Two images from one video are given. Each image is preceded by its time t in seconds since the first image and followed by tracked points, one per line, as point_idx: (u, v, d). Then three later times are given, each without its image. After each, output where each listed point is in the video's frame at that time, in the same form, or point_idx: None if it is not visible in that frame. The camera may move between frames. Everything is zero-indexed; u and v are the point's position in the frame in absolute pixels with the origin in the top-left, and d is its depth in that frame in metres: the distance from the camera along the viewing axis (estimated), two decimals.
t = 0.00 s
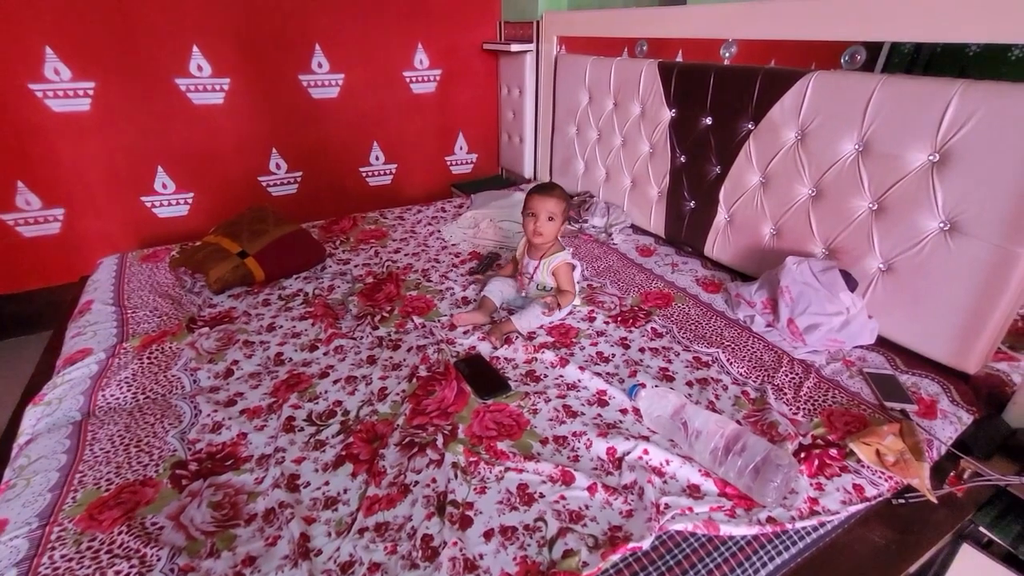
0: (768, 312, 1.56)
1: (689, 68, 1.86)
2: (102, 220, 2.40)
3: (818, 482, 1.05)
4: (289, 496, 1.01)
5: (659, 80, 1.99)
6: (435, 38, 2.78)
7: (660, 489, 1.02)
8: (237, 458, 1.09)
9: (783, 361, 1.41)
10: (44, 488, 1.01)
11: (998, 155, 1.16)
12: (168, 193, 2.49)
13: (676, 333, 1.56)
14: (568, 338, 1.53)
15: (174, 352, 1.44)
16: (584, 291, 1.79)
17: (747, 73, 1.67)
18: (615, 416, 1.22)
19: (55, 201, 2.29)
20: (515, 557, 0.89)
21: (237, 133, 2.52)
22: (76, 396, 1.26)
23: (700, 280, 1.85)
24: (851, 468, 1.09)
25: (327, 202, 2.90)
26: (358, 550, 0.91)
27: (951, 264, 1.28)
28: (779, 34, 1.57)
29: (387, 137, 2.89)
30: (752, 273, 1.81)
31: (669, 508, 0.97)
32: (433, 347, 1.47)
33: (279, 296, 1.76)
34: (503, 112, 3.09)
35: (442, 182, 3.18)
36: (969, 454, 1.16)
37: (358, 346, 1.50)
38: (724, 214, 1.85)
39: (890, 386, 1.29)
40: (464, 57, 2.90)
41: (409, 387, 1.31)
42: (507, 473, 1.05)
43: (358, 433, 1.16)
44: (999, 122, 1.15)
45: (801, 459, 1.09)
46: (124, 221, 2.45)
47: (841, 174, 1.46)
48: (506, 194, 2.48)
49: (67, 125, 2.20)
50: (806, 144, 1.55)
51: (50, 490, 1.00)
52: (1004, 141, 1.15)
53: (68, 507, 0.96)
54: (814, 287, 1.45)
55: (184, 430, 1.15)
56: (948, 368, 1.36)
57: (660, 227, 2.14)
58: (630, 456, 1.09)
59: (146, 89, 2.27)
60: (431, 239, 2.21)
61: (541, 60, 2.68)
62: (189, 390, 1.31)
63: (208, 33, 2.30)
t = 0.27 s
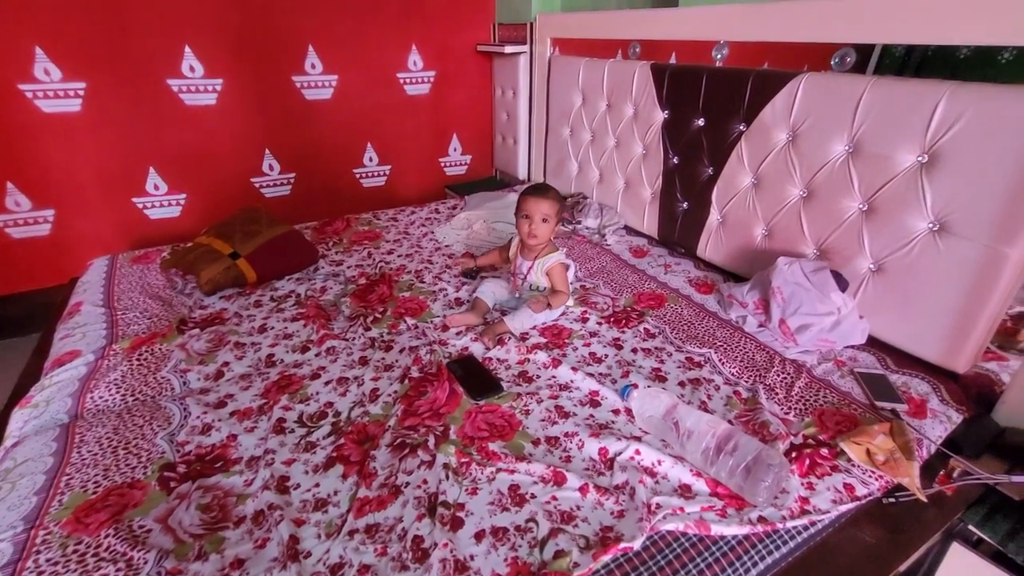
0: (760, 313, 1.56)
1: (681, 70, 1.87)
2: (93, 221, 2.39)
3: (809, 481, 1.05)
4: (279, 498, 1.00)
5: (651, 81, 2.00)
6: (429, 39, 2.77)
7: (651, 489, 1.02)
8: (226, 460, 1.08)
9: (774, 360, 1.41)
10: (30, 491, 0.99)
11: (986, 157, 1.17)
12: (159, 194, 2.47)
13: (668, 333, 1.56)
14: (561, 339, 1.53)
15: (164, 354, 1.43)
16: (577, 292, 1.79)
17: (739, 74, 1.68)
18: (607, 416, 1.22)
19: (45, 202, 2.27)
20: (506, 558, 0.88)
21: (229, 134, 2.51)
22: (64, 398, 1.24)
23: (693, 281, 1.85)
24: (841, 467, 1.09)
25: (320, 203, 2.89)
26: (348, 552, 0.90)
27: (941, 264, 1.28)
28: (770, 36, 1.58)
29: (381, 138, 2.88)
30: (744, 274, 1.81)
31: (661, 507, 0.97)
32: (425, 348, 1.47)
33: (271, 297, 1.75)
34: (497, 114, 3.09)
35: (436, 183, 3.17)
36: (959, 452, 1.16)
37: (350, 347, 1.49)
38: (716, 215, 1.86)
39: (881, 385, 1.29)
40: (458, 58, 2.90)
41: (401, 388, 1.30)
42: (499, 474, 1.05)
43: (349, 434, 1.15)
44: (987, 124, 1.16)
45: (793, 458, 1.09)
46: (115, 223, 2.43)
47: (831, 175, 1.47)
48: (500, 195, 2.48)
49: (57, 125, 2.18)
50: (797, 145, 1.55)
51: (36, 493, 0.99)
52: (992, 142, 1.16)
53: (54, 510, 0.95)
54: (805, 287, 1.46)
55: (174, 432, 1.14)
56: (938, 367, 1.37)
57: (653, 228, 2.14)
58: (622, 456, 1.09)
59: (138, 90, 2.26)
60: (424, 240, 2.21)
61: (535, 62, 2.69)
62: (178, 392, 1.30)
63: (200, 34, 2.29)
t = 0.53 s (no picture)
0: (755, 312, 1.56)
1: (675, 68, 1.86)
2: (84, 223, 2.36)
3: (805, 481, 1.04)
4: (269, 502, 0.98)
5: (646, 80, 1.99)
6: (422, 39, 2.76)
7: (647, 490, 1.01)
8: (215, 464, 1.06)
9: (770, 359, 1.40)
10: (14, 496, 0.98)
11: (981, 153, 1.17)
12: (151, 195, 2.45)
13: (663, 332, 1.55)
14: (556, 339, 1.52)
15: (153, 356, 1.41)
16: (572, 292, 1.78)
17: (733, 72, 1.67)
18: (602, 416, 1.21)
19: (35, 204, 2.25)
20: (499, 561, 0.87)
21: (222, 134, 2.49)
22: (51, 402, 1.23)
23: (688, 280, 1.84)
24: (838, 466, 1.08)
25: (314, 204, 2.87)
26: (339, 557, 0.89)
27: (935, 262, 1.28)
28: (764, 34, 1.57)
29: (375, 138, 2.87)
30: (739, 273, 1.81)
31: (656, 509, 0.96)
32: (419, 349, 1.45)
33: (263, 299, 1.73)
34: (492, 114, 3.08)
35: (431, 184, 3.16)
36: (955, 451, 1.16)
37: (343, 348, 1.47)
38: (711, 214, 1.85)
39: (877, 384, 1.29)
40: (452, 58, 2.89)
41: (394, 389, 1.29)
42: (492, 476, 1.03)
43: (341, 437, 1.14)
44: (981, 120, 1.15)
45: (788, 458, 1.08)
46: (106, 224, 2.41)
47: (825, 173, 1.47)
48: (495, 195, 2.47)
49: (47, 126, 2.16)
50: (791, 143, 1.55)
51: (21, 499, 0.97)
52: (986, 138, 1.15)
53: (39, 516, 0.94)
54: (800, 285, 1.45)
55: (162, 435, 1.13)
56: (933, 365, 1.37)
57: (648, 227, 2.14)
58: (617, 456, 1.08)
59: (129, 90, 2.24)
60: (418, 240, 2.20)
61: (529, 61, 2.68)
62: (168, 395, 1.28)
63: (192, 33, 2.27)
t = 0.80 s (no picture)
0: (751, 314, 1.56)
1: (670, 72, 1.87)
2: (79, 229, 2.36)
3: (801, 483, 1.05)
4: (265, 509, 0.98)
5: (640, 83, 2.00)
6: (417, 43, 2.77)
7: (643, 493, 1.01)
8: (212, 471, 1.06)
9: (765, 361, 1.41)
10: (9, 506, 0.97)
11: (972, 156, 1.18)
12: (147, 200, 2.45)
13: (659, 335, 1.56)
14: (552, 343, 1.52)
15: (149, 363, 1.41)
16: (568, 295, 1.79)
17: (726, 76, 1.68)
18: (598, 420, 1.22)
19: (29, 211, 2.24)
20: (496, 567, 0.87)
21: (217, 139, 2.49)
22: (46, 410, 1.22)
23: (684, 282, 1.85)
24: (833, 468, 1.09)
25: (311, 208, 2.87)
26: (336, 564, 0.89)
27: (928, 263, 1.29)
28: (757, 37, 1.58)
29: (371, 142, 2.87)
30: (734, 275, 1.81)
31: (653, 512, 0.96)
32: (415, 354, 1.45)
33: (260, 304, 1.73)
34: (487, 117, 3.08)
35: (427, 187, 3.16)
36: (949, 451, 1.17)
37: (339, 354, 1.47)
38: (706, 216, 1.86)
39: (871, 385, 1.30)
40: (447, 62, 2.89)
41: (391, 395, 1.29)
42: (489, 480, 1.04)
43: (338, 443, 1.14)
44: (972, 123, 1.16)
45: (784, 460, 1.09)
46: (101, 230, 2.40)
47: (819, 175, 1.48)
48: (491, 198, 2.47)
49: (41, 132, 2.15)
50: (785, 145, 1.56)
51: (16, 508, 0.97)
52: (977, 141, 1.16)
53: (34, 525, 0.94)
54: (795, 287, 1.46)
55: (158, 443, 1.13)
56: (927, 366, 1.38)
57: (644, 230, 2.14)
58: (613, 460, 1.08)
59: (123, 96, 2.24)
60: (415, 244, 2.20)
61: (524, 65, 2.69)
62: (164, 402, 1.28)
63: (186, 38, 2.27)
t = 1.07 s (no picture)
0: (746, 313, 1.57)
1: (664, 73, 1.88)
2: (75, 232, 2.35)
3: (796, 481, 1.05)
4: (261, 511, 0.98)
5: (635, 84, 2.01)
6: (413, 45, 2.77)
7: (639, 492, 1.02)
8: (208, 474, 1.06)
9: (761, 361, 1.42)
10: (5, 510, 0.97)
11: (963, 155, 1.19)
12: (143, 204, 2.45)
13: (655, 335, 1.56)
14: (549, 343, 1.52)
15: (145, 366, 1.41)
16: (565, 295, 1.79)
17: (721, 76, 1.69)
18: (594, 420, 1.22)
19: (24, 214, 2.23)
20: (492, 567, 0.88)
21: (213, 141, 2.49)
22: (41, 414, 1.22)
23: (680, 282, 1.85)
24: (828, 466, 1.09)
25: (307, 210, 2.87)
26: (332, 565, 0.89)
27: (922, 262, 1.30)
28: (750, 38, 1.59)
29: (367, 144, 2.87)
30: (730, 274, 1.82)
31: (648, 511, 0.97)
32: (412, 355, 1.46)
33: (256, 307, 1.73)
34: (483, 118, 3.09)
35: (424, 189, 3.16)
36: (944, 449, 1.17)
37: (336, 356, 1.48)
38: (702, 216, 1.87)
39: (866, 384, 1.30)
40: (443, 63, 2.90)
41: (387, 396, 1.29)
42: (486, 481, 1.04)
43: (334, 444, 1.14)
44: (963, 122, 1.17)
45: (779, 458, 1.09)
46: (97, 233, 2.40)
47: (813, 175, 1.48)
48: (487, 199, 2.47)
49: (36, 136, 2.15)
50: (779, 145, 1.56)
51: (12, 513, 0.97)
52: (968, 140, 1.17)
53: (30, 529, 0.93)
54: (790, 286, 1.46)
55: (154, 446, 1.13)
56: (921, 364, 1.38)
57: (640, 230, 2.15)
58: (609, 460, 1.09)
59: (119, 99, 2.24)
60: (411, 246, 2.20)
61: (520, 66, 2.69)
62: (160, 405, 1.28)
63: (182, 41, 2.27)
